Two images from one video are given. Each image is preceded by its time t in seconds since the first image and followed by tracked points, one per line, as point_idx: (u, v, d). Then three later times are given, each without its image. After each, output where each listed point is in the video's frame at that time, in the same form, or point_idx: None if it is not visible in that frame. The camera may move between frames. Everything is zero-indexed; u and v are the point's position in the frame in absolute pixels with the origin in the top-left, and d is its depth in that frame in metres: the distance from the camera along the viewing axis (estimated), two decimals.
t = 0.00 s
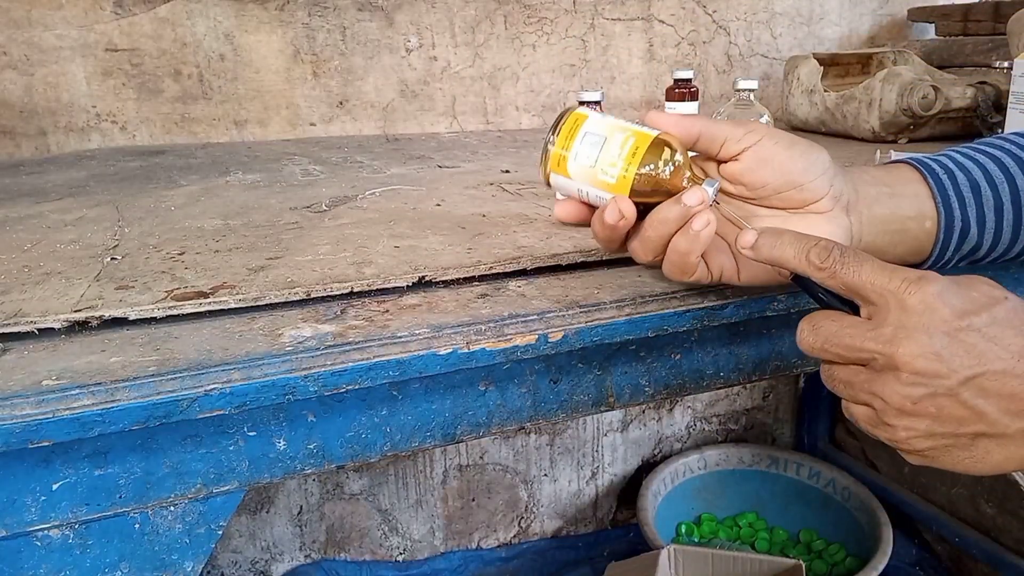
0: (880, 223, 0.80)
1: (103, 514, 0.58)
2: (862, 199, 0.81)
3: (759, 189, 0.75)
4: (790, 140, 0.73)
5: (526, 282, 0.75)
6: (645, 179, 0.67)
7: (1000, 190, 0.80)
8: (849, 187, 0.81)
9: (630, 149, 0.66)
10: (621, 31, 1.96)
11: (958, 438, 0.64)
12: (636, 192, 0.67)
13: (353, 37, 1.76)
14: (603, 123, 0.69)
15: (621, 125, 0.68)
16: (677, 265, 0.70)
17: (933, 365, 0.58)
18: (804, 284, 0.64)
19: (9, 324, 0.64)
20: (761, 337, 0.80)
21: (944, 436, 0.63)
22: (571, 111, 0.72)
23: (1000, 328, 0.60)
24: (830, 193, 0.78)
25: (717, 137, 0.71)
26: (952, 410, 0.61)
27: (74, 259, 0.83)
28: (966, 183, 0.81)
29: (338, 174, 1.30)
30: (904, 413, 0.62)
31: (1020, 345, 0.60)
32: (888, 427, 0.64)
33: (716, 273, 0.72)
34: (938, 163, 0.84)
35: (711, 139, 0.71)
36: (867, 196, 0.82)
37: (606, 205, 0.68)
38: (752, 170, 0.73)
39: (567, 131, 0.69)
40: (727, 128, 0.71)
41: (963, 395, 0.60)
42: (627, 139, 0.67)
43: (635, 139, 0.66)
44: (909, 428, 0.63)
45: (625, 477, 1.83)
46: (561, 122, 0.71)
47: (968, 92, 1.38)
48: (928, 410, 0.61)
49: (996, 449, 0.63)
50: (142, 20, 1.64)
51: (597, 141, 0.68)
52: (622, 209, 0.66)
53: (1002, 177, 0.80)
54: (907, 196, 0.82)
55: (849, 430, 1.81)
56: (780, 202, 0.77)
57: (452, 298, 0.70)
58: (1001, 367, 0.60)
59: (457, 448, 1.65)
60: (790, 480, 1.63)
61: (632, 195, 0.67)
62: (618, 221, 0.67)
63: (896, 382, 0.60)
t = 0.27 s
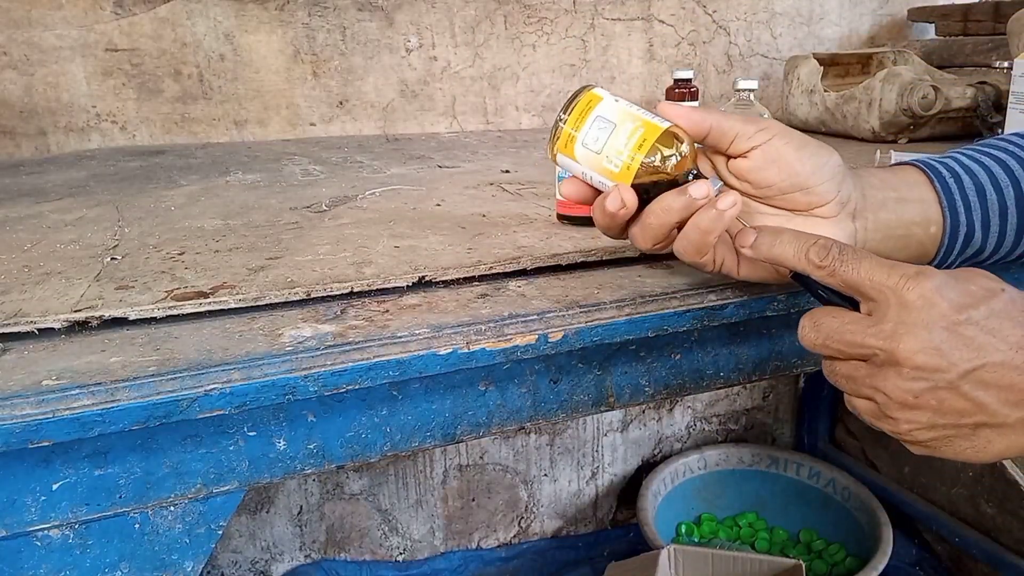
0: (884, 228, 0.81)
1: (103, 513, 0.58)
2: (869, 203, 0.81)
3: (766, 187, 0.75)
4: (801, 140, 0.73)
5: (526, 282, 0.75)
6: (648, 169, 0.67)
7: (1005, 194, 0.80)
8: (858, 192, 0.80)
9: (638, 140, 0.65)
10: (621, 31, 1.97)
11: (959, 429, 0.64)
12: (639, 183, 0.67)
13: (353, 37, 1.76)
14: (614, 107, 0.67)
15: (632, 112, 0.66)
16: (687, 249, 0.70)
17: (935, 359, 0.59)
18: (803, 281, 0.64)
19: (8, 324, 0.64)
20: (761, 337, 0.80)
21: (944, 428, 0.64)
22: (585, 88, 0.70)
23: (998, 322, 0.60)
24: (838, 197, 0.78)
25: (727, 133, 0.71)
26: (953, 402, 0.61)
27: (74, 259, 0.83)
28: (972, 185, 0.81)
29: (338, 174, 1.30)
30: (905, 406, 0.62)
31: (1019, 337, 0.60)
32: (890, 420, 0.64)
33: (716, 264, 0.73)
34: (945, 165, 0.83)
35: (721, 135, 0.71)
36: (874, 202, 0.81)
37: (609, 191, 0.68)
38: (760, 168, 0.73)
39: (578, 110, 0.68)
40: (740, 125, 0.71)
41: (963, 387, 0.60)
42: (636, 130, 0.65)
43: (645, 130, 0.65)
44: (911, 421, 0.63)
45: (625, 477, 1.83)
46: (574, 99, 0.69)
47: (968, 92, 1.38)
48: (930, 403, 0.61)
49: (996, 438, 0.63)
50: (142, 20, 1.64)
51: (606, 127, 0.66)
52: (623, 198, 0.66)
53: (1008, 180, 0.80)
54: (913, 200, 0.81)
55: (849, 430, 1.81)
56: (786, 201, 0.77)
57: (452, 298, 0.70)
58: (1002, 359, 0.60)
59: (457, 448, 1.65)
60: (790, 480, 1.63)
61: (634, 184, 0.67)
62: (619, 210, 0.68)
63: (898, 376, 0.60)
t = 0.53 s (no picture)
0: (885, 229, 0.80)
1: (103, 513, 0.58)
2: (869, 204, 0.81)
3: (766, 187, 0.75)
4: (802, 139, 0.73)
5: (526, 282, 0.75)
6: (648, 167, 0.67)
7: (1006, 194, 0.80)
8: (858, 193, 0.80)
9: (641, 138, 0.65)
10: (621, 31, 1.97)
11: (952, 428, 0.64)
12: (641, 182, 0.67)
13: (353, 37, 1.75)
14: (615, 105, 0.67)
15: (634, 110, 0.67)
16: (697, 242, 0.70)
17: (927, 362, 0.59)
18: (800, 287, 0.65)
19: (8, 324, 0.64)
20: (761, 337, 0.80)
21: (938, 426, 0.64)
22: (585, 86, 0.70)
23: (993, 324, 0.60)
24: (838, 198, 0.77)
25: (728, 132, 0.71)
26: (945, 403, 0.62)
27: (74, 259, 0.83)
28: (972, 186, 0.81)
29: (338, 174, 1.30)
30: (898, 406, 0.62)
31: (1011, 337, 0.60)
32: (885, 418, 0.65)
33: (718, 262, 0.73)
34: (945, 165, 0.83)
35: (722, 134, 0.71)
36: (874, 201, 0.81)
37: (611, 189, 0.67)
38: (760, 168, 0.73)
39: (579, 108, 0.67)
40: (740, 123, 0.71)
41: (956, 388, 0.61)
42: (638, 130, 0.65)
43: (648, 128, 0.65)
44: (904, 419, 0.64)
45: (625, 477, 1.83)
46: (574, 97, 0.69)
47: (968, 92, 1.38)
48: (923, 404, 0.62)
49: (989, 435, 0.63)
50: (143, 20, 1.64)
51: (608, 125, 0.66)
52: (625, 194, 0.66)
53: (1008, 180, 0.80)
54: (913, 201, 0.81)
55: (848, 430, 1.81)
56: (786, 201, 0.77)
57: (452, 298, 0.70)
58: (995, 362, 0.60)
59: (457, 448, 1.65)
60: (790, 480, 1.63)
61: (636, 182, 0.67)
62: (621, 208, 0.67)
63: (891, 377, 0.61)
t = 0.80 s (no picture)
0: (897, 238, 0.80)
1: (103, 514, 0.58)
2: (881, 212, 0.80)
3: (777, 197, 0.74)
4: (813, 149, 0.72)
5: (526, 282, 0.75)
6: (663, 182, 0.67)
7: (1015, 199, 0.80)
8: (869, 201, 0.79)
9: (652, 150, 0.65)
10: (621, 31, 1.97)
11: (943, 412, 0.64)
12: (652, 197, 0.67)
13: (352, 37, 1.75)
14: (624, 117, 0.67)
15: (643, 121, 0.67)
16: (707, 257, 0.68)
17: (919, 347, 0.59)
18: (793, 271, 0.65)
19: (8, 324, 0.64)
20: (761, 337, 0.80)
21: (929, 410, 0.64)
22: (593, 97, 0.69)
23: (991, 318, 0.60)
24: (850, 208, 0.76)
25: (739, 139, 0.70)
26: (936, 387, 0.62)
27: (74, 259, 0.83)
28: (982, 193, 0.81)
29: (338, 174, 1.30)
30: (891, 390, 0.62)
31: (1003, 321, 0.60)
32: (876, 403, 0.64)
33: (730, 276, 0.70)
34: (955, 171, 0.84)
35: (732, 142, 0.70)
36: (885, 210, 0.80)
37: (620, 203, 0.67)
38: (772, 177, 0.72)
39: (588, 121, 0.67)
40: (752, 131, 0.70)
41: (946, 372, 0.61)
42: (648, 143, 0.65)
43: (658, 140, 0.65)
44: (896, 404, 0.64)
45: (625, 477, 1.83)
46: (583, 109, 0.68)
47: (968, 92, 1.39)
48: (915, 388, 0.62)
49: (981, 419, 0.64)
50: (142, 20, 1.64)
51: (618, 137, 0.66)
52: (636, 208, 0.65)
53: (1017, 186, 0.80)
54: (925, 208, 0.80)
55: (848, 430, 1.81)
56: (797, 211, 0.75)
57: (452, 298, 0.70)
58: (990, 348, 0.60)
59: (456, 448, 1.65)
60: (790, 480, 1.63)
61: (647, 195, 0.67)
62: (632, 221, 0.66)
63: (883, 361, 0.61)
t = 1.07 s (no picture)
0: (879, 228, 0.80)
1: (103, 514, 0.58)
2: (864, 202, 0.80)
3: (760, 178, 0.76)
4: (801, 136, 0.73)
5: (526, 282, 0.75)
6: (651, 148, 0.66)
7: (1000, 191, 0.79)
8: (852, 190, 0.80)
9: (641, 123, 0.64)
10: (621, 31, 1.97)
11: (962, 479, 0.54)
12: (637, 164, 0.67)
13: (353, 37, 1.75)
14: (625, 83, 0.65)
15: (639, 91, 0.65)
16: (669, 238, 0.73)
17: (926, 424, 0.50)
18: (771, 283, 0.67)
19: (9, 324, 0.64)
20: (761, 337, 0.80)
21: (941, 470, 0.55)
22: (602, 50, 0.67)
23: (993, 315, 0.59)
24: (830, 196, 0.77)
25: (733, 117, 0.70)
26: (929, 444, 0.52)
27: (74, 259, 0.83)
28: (967, 184, 0.81)
29: (338, 174, 1.30)
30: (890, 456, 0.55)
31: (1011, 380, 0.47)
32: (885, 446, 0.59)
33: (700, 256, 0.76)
34: (940, 164, 0.84)
35: (727, 118, 0.70)
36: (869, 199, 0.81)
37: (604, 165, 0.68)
38: (757, 159, 0.73)
39: (589, 77, 0.66)
40: (748, 112, 0.70)
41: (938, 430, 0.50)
42: (642, 114, 0.64)
43: (650, 114, 0.64)
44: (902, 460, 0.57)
45: (625, 477, 1.83)
46: (589, 62, 0.66)
47: (967, 92, 1.39)
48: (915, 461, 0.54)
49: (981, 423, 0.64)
50: (143, 20, 1.64)
51: (610, 103, 0.65)
52: (613, 174, 0.67)
53: (1002, 178, 0.80)
54: (909, 200, 0.81)
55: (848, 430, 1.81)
56: (776, 194, 0.77)
57: (452, 298, 0.70)
58: (1020, 458, 0.47)
59: (457, 448, 1.65)
60: (790, 480, 1.63)
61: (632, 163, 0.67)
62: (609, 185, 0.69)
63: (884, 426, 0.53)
